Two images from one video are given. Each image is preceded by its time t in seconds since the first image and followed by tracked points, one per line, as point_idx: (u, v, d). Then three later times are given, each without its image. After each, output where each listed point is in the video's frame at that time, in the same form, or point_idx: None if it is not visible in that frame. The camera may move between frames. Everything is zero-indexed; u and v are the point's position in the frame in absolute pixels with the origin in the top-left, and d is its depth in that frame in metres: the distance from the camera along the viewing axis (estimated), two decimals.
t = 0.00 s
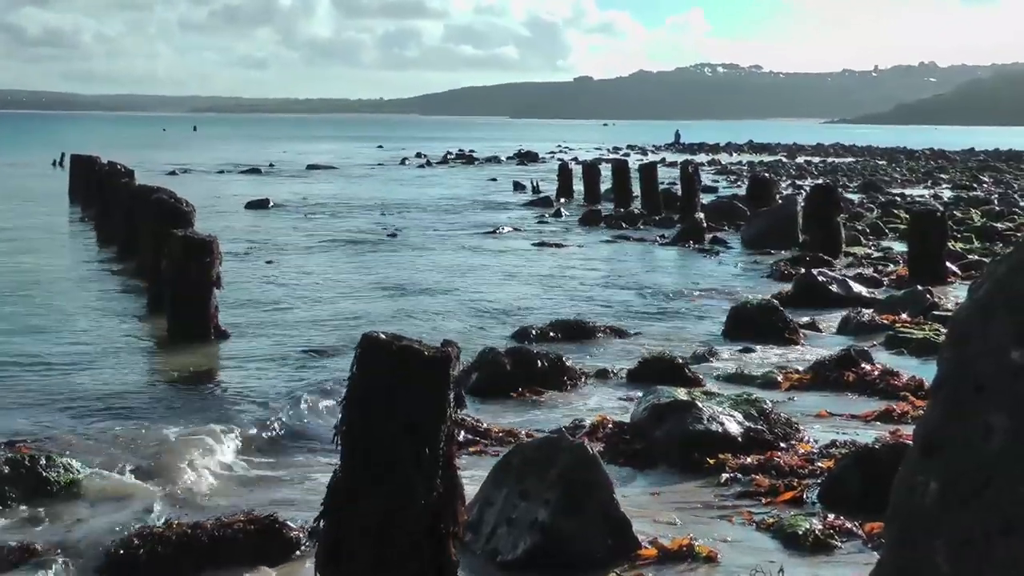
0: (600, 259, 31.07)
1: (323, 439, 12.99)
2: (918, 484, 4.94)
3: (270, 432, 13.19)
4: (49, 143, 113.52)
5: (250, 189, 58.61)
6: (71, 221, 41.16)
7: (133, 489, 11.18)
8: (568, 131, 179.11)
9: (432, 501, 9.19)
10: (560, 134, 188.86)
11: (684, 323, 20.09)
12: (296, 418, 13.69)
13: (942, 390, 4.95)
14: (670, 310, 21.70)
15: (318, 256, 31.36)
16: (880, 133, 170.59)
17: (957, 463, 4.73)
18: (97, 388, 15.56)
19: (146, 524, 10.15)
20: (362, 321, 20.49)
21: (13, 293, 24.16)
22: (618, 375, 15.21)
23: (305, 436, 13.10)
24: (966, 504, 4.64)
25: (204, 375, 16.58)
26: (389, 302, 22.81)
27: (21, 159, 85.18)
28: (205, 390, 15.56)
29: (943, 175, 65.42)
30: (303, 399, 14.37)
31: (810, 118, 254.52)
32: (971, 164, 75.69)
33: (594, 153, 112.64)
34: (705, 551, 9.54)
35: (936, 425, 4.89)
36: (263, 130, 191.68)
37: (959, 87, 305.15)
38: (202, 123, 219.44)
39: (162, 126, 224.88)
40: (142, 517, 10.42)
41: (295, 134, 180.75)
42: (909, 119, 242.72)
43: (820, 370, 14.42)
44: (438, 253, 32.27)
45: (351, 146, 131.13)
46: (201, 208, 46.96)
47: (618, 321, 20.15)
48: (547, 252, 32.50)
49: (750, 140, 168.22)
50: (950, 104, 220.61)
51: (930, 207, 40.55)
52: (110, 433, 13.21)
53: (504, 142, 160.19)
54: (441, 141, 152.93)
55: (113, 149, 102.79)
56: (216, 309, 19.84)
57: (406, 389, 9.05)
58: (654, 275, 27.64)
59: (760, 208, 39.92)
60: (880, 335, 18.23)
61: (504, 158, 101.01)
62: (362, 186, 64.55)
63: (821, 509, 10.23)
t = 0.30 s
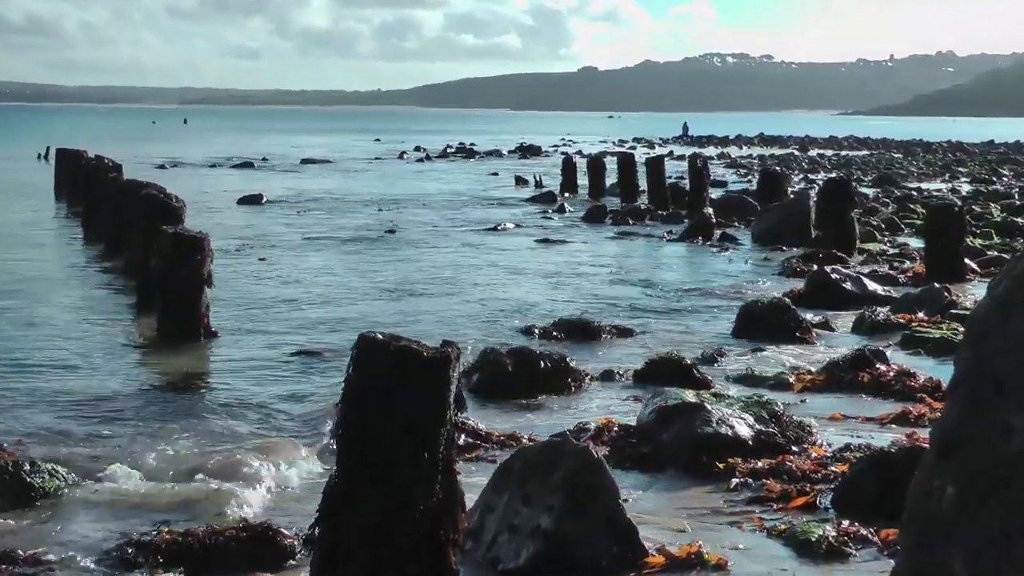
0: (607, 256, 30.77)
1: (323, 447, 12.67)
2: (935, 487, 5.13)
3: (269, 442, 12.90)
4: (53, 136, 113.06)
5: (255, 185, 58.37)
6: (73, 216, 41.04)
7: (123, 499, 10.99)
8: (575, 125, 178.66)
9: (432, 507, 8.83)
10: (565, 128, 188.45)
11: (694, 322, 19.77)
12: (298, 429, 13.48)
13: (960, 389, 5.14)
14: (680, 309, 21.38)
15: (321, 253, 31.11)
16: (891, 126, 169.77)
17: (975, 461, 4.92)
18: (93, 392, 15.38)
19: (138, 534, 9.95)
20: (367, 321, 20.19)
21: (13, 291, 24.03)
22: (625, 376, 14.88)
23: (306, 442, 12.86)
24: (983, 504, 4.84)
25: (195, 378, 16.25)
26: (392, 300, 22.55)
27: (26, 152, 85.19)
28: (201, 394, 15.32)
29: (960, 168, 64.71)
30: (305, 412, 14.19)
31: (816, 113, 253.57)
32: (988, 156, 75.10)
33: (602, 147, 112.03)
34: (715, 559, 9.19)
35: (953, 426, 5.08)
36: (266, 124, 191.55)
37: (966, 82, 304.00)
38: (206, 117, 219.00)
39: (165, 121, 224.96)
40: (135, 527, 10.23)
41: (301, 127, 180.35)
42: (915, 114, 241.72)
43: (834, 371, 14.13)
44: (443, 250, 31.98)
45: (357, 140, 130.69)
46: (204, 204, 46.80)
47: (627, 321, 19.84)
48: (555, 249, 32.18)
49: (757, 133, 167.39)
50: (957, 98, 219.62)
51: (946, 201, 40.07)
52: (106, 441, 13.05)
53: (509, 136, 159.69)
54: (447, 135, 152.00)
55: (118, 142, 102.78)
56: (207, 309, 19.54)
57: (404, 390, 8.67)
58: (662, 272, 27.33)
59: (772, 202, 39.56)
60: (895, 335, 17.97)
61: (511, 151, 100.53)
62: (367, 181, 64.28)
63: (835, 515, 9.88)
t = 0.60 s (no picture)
0: (610, 254, 30.53)
1: (322, 451, 12.43)
2: (945, 493, 4.80)
3: (268, 448, 12.66)
4: (55, 132, 112.72)
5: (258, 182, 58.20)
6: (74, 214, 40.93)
7: (114, 505, 10.82)
8: (578, 120, 178.13)
9: (430, 513, 8.56)
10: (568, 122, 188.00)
11: (701, 321, 19.51)
12: (296, 431, 13.29)
13: (970, 388, 4.83)
14: (686, 308, 21.12)
15: (322, 251, 30.93)
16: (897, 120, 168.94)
17: (985, 462, 4.62)
18: (87, 393, 15.24)
19: (127, 540, 9.76)
20: (369, 321, 19.94)
21: (11, 290, 23.91)
22: (629, 376, 14.66)
23: (304, 446, 12.68)
24: (995, 509, 4.57)
25: (191, 379, 16.07)
26: (393, 299, 22.35)
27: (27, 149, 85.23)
28: (198, 395, 15.16)
29: (972, 164, 64.10)
30: (305, 414, 14.00)
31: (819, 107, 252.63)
32: (1001, 151, 74.46)
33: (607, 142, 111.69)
34: (720, 564, 8.96)
35: (963, 426, 4.78)
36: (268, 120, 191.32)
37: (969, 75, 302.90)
38: (207, 113, 218.38)
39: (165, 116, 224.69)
40: (126, 534, 10.03)
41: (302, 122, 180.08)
42: (920, 108, 240.85)
43: (842, 372, 13.89)
44: (445, 248, 31.75)
45: (360, 136, 130.15)
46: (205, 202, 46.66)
47: (633, 320, 19.59)
48: (560, 247, 31.93)
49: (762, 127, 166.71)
50: (964, 91, 218.68)
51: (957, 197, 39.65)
52: (100, 444, 12.90)
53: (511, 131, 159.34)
54: (450, 130, 151.67)
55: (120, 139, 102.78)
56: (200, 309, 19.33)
57: (399, 393, 8.39)
58: (667, 269, 27.07)
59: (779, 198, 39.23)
60: (905, 335, 17.74)
61: (516, 146, 100.15)
62: (370, 178, 64.10)
63: (843, 520, 9.63)
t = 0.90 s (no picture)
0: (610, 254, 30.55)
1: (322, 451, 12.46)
2: (945, 493, 4.81)
3: (269, 448, 12.67)
4: (55, 133, 112.73)
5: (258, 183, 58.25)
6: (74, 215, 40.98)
7: (115, 504, 10.87)
8: (578, 120, 178.20)
9: (431, 513, 8.55)
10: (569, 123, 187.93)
11: (702, 322, 19.53)
12: (297, 431, 13.33)
13: (969, 389, 4.84)
14: (686, 308, 21.14)
15: (323, 252, 30.98)
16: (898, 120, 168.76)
17: (983, 463, 4.64)
18: (88, 394, 15.29)
19: (127, 540, 9.78)
20: (370, 322, 19.97)
21: (12, 291, 23.96)
22: (630, 377, 14.67)
23: (304, 446, 12.71)
24: (995, 510, 4.56)
25: (192, 380, 16.11)
26: (393, 300, 22.39)
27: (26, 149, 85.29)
28: (198, 395, 15.21)
29: (974, 164, 64.02)
30: (305, 414, 14.03)
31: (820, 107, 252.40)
32: (1002, 151, 74.36)
33: (608, 142, 111.72)
34: (720, 564, 8.96)
35: (963, 426, 4.79)
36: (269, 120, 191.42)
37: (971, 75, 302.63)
38: (208, 113, 218.59)
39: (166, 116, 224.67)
40: (126, 534, 10.04)
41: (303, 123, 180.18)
42: (921, 107, 240.63)
43: (843, 372, 13.90)
44: (446, 249, 31.79)
45: (361, 136, 130.35)
46: (206, 203, 46.70)
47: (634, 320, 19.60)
48: (561, 247, 31.95)
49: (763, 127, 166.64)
50: (965, 91, 218.51)
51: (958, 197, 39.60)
52: (102, 444, 12.95)
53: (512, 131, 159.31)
54: (450, 130, 151.65)
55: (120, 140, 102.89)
56: (200, 310, 19.35)
57: (399, 393, 8.39)
58: (667, 270, 27.08)
59: (779, 199, 39.22)
60: (906, 335, 17.73)
61: (517, 147, 100.19)
62: (371, 179, 64.13)
63: (843, 520, 9.63)
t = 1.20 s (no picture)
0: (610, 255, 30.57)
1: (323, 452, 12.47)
2: (943, 493, 4.81)
3: (269, 449, 12.66)
4: (54, 134, 112.69)
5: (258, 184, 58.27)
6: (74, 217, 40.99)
7: (116, 505, 10.88)
8: (578, 120, 178.10)
9: (431, 514, 8.56)
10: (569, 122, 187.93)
11: (702, 322, 19.53)
12: (297, 432, 13.34)
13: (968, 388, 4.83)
14: (687, 308, 21.14)
15: (323, 253, 30.99)
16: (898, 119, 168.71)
17: (979, 464, 4.64)
18: (89, 395, 15.30)
19: (129, 541, 9.78)
20: (370, 322, 19.99)
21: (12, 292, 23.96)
22: (630, 377, 14.67)
23: (304, 447, 12.72)
24: (993, 509, 4.55)
25: (192, 381, 16.11)
26: (394, 300, 22.40)
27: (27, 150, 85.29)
28: (199, 396, 15.22)
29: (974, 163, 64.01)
30: (305, 415, 14.04)
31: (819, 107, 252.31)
32: (1002, 151, 74.32)
33: (608, 142, 111.72)
34: (721, 564, 8.97)
35: (960, 426, 4.79)
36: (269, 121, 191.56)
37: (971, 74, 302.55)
38: (208, 115, 218.77)
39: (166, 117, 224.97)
40: (127, 535, 10.05)
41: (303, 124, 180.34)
42: (921, 107, 240.53)
43: (843, 372, 13.90)
44: (445, 250, 31.80)
45: (364, 137, 130.00)
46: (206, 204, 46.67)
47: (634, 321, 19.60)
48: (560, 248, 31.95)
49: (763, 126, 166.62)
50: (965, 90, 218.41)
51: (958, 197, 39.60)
52: (103, 445, 12.96)
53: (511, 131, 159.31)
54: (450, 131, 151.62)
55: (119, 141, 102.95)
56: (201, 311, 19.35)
57: (400, 393, 8.39)
58: (667, 270, 27.09)
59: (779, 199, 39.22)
60: (907, 335, 17.72)
61: (516, 148, 100.19)
62: (370, 180, 64.12)
63: (844, 520, 9.64)
